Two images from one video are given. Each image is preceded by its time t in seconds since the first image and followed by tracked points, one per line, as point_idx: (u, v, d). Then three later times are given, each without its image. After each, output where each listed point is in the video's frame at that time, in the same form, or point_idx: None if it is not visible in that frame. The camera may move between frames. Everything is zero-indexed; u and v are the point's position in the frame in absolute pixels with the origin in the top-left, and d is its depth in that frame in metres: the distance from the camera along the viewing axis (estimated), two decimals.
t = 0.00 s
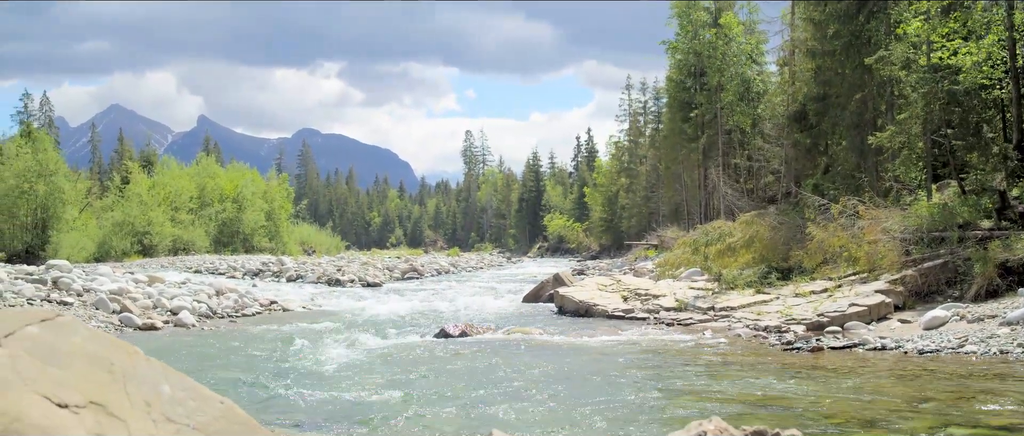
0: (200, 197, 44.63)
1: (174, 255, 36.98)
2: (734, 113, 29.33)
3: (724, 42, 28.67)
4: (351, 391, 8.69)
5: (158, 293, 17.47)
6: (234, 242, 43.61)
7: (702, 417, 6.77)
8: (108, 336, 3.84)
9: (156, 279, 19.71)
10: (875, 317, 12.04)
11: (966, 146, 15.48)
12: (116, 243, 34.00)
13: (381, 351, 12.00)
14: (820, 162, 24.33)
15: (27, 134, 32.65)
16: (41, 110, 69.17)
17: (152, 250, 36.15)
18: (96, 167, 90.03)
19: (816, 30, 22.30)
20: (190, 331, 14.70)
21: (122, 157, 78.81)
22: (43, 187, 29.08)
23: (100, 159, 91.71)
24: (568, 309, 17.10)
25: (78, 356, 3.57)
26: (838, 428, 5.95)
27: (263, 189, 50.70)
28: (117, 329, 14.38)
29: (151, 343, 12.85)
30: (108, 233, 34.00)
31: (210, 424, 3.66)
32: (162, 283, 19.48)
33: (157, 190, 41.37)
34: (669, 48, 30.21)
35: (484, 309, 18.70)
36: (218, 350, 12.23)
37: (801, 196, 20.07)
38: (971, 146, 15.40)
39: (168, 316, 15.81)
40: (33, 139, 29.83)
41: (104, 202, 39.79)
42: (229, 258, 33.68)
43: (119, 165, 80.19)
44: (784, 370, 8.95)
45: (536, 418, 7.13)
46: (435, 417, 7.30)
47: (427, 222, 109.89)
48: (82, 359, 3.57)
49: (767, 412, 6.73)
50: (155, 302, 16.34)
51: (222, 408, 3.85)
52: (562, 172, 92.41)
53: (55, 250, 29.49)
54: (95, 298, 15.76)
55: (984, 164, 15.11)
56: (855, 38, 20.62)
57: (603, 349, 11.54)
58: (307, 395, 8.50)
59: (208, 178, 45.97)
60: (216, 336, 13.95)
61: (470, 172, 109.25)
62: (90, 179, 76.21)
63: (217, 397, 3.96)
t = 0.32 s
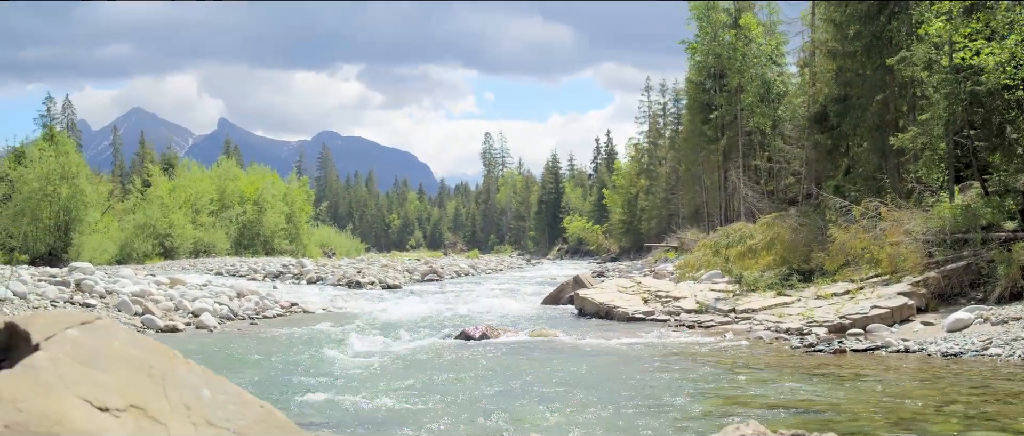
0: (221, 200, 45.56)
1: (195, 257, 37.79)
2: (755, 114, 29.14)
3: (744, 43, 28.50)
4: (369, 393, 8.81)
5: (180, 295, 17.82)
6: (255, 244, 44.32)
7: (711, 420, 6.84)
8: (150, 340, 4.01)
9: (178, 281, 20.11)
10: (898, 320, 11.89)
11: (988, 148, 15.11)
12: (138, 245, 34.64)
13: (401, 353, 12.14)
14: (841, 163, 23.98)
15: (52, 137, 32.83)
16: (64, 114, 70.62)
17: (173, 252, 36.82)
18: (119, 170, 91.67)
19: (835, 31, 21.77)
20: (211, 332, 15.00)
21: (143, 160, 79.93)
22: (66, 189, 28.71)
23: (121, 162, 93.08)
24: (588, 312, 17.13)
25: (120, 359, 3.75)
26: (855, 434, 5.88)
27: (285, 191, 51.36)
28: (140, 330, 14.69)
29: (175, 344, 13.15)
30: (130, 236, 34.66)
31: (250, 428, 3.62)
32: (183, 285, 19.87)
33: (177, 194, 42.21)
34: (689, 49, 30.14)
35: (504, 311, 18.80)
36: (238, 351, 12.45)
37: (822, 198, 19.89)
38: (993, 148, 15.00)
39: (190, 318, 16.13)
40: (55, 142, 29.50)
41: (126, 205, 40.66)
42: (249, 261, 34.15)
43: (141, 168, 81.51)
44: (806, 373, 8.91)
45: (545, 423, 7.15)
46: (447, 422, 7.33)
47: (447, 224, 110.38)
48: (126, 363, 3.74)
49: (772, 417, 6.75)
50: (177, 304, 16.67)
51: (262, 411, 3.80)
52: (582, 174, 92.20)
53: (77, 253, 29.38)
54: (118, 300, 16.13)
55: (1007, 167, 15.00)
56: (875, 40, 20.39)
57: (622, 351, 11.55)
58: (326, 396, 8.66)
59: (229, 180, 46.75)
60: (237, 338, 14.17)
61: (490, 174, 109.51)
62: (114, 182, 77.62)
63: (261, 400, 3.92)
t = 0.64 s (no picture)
0: (244, 203, 46.37)
1: (218, 259, 38.50)
2: (778, 116, 28.83)
3: (767, 44, 28.25)
4: (389, 396, 8.97)
5: (204, 297, 18.19)
6: (278, 246, 45.05)
7: (759, 426, 6.67)
8: (192, 343, 4.16)
9: (202, 284, 20.55)
10: (924, 322, 11.70)
11: (1014, 148, 15.24)
12: (162, 248, 35.40)
13: (423, 356, 12.28)
14: (864, 165, 23.53)
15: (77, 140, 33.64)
16: (88, 117, 72.45)
17: (197, 254, 37.57)
18: (143, 173, 93.53)
19: (859, 31, 21.52)
20: (235, 335, 15.32)
21: (166, 163, 81.53)
22: (92, 193, 29.39)
23: (145, 165, 94.94)
24: (611, 314, 17.13)
25: (166, 364, 3.89)
26: None
27: (308, 194, 52.05)
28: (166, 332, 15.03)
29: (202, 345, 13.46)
30: (154, 239, 35.46)
31: (298, 431, 3.78)
32: (207, 287, 20.29)
33: (201, 196, 43.15)
34: (711, 51, 30.00)
35: (527, 314, 18.88)
36: (261, 354, 12.68)
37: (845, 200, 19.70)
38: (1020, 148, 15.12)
39: (215, 319, 16.49)
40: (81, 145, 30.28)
41: (149, 207, 41.43)
42: (272, 263, 34.73)
43: (165, 171, 83.09)
44: (830, 375, 8.86)
45: (564, 425, 7.23)
46: (465, 426, 7.37)
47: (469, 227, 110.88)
48: (172, 368, 3.87)
49: (838, 420, 6.56)
50: (201, 306, 17.03)
51: (309, 414, 3.96)
52: (604, 176, 92.04)
53: (102, 255, 30.13)
54: (142, 302, 16.50)
55: None
56: (900, 40, 20.07)
57: (645, 354, 11.58)
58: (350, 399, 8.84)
59: (252, 183, 47.55)
60: (261, 340, 14.47)
61: (512, 177, 109.77)
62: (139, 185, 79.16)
63: (307, 403, 4.09)
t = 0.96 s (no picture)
0: (272, 206, 47.30)
1: (246, 263, 39.18)
2: (804, 118, 28.49)
3: (793, 46, 27.93)
4: (413, 399, 9.14)
5: (232, 301, 18.62)
6: (305, 250, 45.83)
7: None
8: (245, 350, 4.40)
9: (230, 287, 21.02)
10: (955, 326, 11.47)
11: None
12: (190, 252, 36.27)
13: (448, 359, 12.43)
14: (894, 167, 23.12)
15: (106, 145, 34.54)
16: (117, 122, 74.61)
17: (225, 258, 38.39)
18: (172, 178, 95.81)
19: (887, 33, 21.12)
20: (264, 338, 15.69)
21: (194, 167, 83.35)
22: (121, 197, 30.31)
23: (173, 169, 97.17)
24: (639, 317, 17.08)
25: (220, 371, 4.10)
26: None
27: (334, 198, 52.78)
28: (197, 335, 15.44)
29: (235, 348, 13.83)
30: (183, 242, 36.40)
31: None
32: (235, 291, 20.75)
33: (229, 201, 44.17)
34: (736, 53, 29.77)
35: (552, 317, 18.94)
36: (289, 357, 12.97)
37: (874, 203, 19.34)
38: None
39: (243, 323, 16.90)
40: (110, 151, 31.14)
41: (177, 212, 42.29)
42: (299, 266, 35.34)
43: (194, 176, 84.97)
44: (859, 380, 8.77)
45: (584, 429, 7.30)
46: (485, 431, 7.44)
47: (494, 230, 111.26)
48: (227, 376, 4.09)
49: (867, 426, 6.53)
50: (230, 310, 17.44)
51: (362, 421, 4.13)
52: (629, 180, 91.67)
53: (131, 258, 31.02)
54: (172, 305, 16.91)
55: None
56: (929, 41, 19.73)
57: (672, 358, 11.55)
58: (379, 402, 9.02)
59: (278, 188, 48.45)
60: (289, 344, 14.73)
61: (537, 180, 109.90)
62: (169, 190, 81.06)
63: (359, 410, 4.26)
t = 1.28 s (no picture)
0: (303, 209, 48.32)
1: (276, 265, 40.14)
2: (835, 119, 27.93)
3: (824, 47, 27.48)
4: (440, 402, 9.33)
5: (264, 303, 19.09)
6: (335, 253, 46.57)
7: None
8: (295, 362, 4.65)
9: (261, 290, 21.55)
10: (991, 330, 11.18)
11: None
12: (222, 254, 37.27)
13: (476, 363, 12.60)
14: (927, 169, 22.53)
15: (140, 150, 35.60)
16: (150, 126, 76.97)
17: (256, 261, 39.30)
18: (204, 182, 98.18)
19: (919, 34, 20.78)
20: (296, 340, 16.09)
21: (226, 171, 85.24)
22: (155, 201, 31.17)
23: (205, 172, 99.63)
24: (670, 320, 17.03)
25: (274, 383, 4.35)
26: None
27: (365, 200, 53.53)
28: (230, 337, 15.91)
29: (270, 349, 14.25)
30: (215, 245, 37.46)
31: None
32: (267, 294, 21.25)
33: (261, 204, 45.21)
34: (767, 55, 29.43)
35: (582, 320, 18.99)
36: (321, 360, 13.31)
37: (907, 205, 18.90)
38: None
39: (275, 325, 17.34)
40: (143, 155, 32.07)
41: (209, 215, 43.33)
42: (329, 269, 35.99)
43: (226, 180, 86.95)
44: (892, 385, 8.65)
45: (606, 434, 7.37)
46: (513, 434, 7.58)
47: (523, 233, 111.43)
48: (281, 387, 4.33)
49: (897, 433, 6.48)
50: (262, 313, 17.92)
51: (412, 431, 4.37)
52: (659, 182, 90.99)
53: (164, 261, 31.99)
54: (204, 308, 17.40)
55: None
56: (963, 41, 19.39)
57: (700, 362, 11.53)
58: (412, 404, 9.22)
59: (310, 192, 49.46)
60: (319, 347, 15.09)
61: (567, 183, 109.78)
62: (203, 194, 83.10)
63: (410, 422, 4.50)
